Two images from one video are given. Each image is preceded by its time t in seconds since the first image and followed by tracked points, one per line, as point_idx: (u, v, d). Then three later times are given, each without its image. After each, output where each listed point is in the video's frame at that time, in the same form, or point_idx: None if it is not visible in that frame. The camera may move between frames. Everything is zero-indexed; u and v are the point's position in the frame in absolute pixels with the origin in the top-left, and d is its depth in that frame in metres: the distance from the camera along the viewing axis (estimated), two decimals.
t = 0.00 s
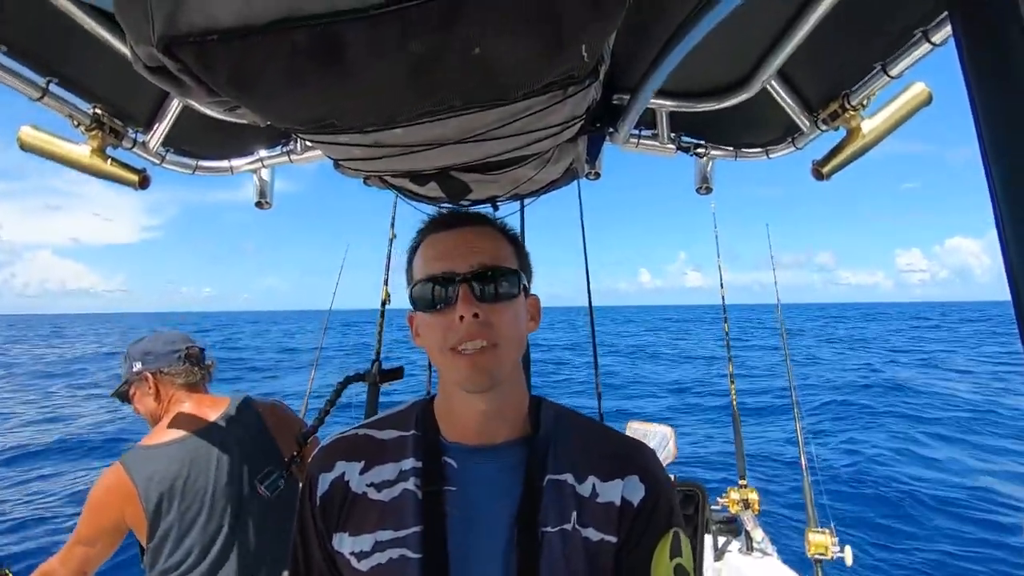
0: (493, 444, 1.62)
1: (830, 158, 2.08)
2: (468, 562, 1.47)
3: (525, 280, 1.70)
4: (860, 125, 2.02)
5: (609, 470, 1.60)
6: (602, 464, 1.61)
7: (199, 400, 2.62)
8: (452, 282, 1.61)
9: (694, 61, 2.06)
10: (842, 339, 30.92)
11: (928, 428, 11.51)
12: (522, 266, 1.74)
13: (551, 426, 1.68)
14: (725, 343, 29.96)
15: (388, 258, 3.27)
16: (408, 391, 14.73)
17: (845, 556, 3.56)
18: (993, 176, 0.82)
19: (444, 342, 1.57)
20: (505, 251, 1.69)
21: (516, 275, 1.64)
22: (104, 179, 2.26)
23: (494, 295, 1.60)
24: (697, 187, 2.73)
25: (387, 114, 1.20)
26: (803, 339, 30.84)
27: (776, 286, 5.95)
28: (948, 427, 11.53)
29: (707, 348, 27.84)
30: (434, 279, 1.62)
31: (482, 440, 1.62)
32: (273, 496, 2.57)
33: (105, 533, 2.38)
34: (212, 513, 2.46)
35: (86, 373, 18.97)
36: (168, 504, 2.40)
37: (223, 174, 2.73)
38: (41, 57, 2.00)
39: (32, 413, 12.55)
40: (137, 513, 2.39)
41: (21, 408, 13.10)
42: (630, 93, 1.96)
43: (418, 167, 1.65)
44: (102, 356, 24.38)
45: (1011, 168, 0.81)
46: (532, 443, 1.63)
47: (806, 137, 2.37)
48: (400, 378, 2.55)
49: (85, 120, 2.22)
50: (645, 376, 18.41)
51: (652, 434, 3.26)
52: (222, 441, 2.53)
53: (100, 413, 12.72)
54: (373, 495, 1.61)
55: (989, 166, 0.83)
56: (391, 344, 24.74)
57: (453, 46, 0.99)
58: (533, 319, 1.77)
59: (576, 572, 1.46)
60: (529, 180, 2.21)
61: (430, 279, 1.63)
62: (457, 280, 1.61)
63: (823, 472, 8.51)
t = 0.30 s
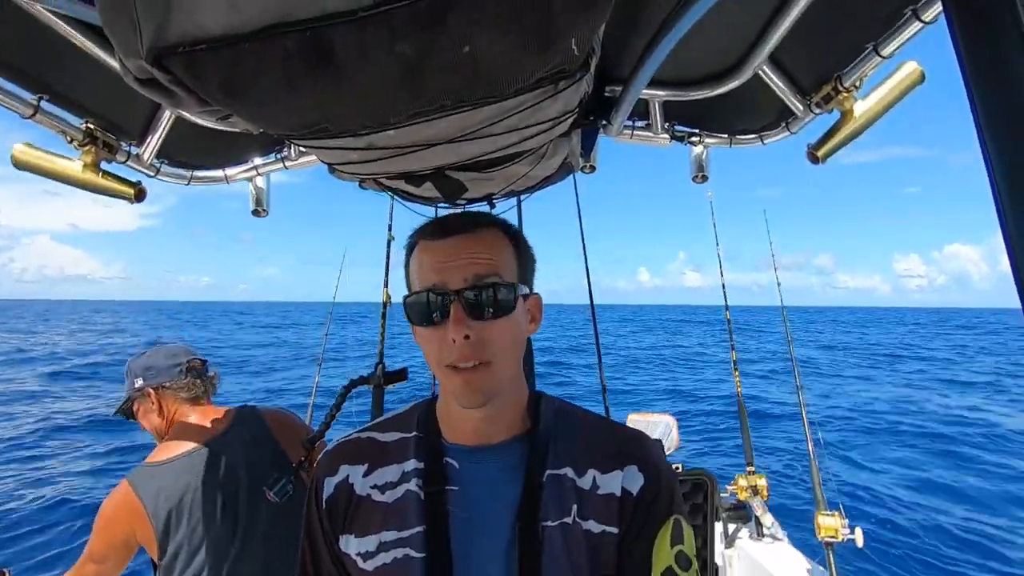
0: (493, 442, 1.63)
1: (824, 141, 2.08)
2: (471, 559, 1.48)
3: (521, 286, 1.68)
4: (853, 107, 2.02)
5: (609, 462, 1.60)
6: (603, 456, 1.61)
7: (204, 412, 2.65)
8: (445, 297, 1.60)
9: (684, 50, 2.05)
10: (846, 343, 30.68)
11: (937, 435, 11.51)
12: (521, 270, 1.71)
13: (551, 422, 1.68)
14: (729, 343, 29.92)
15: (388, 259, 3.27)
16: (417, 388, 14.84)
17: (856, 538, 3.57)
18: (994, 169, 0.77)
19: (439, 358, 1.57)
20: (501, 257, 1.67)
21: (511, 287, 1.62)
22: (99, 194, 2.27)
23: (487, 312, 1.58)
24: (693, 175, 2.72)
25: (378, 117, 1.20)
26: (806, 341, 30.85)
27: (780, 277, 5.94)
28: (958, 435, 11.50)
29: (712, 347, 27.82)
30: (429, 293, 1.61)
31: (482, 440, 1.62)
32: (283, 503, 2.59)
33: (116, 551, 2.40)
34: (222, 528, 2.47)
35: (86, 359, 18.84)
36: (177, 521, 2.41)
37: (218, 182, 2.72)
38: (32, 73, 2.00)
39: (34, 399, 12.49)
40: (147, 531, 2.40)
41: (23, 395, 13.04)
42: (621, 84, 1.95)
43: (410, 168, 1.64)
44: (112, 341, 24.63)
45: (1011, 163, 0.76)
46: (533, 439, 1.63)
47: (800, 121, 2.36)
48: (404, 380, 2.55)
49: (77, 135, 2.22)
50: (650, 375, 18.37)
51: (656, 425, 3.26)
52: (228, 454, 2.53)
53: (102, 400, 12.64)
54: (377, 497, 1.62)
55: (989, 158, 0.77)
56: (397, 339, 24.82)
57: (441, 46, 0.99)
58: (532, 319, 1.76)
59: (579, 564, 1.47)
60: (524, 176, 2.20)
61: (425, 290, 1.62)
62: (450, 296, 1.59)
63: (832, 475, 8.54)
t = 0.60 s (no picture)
0: (488, 438, 1.63)
1: (828, 137, 2.07)
2: (468, 555, 1.48)
3: (506, 276, 1.69)
4: (856, 105, 2.01)
5: (605, 457, 1.60)
6: (599, 453, 1.61)
7: (202, 407, 2.65)
8: (433, 293, 1.60)
9: (688, 44, 2.04)
10: (848, 352, 30.58)
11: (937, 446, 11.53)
12: (504, 260, 1.71)
13: (546, 417, 1.68)
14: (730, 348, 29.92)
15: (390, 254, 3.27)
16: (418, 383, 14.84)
17: (855, 534, 3.57)
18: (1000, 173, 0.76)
19: (429, 355, 1.58)
20: (488, 249, 1.68)
21: (496, 277, 1.62)
22: (102, 188, 2.26)
23: (474, 304, 1.59)
24: (694, 171, 2.72)
25: (379, 112, 1.20)
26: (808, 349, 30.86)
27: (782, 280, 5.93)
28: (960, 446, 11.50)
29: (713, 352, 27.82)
30: (415, 290, 1.61)
31: (477, 436, 1.63)
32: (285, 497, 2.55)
33: (116, 546, 2.41)
34: (222, 524, 2.48)
35: (87, 347, 18.87)
36: (177, 516, 2.42)
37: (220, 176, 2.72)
38: (34, 66, 2.00)
39: (36, 387, 12.52)
40: (146, 526, 2.41)
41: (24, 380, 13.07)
42: (624, 79, 1.95)
43: (409, 163, 1.64)
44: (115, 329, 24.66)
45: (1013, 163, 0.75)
46: (529, 435, 1.63)
47: (804, 118, 2.35)
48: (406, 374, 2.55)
49: (80, 128, 2.22)
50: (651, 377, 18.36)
51: (654, 421, 3.26)
52: (227, 450, 2.55)
53: (104, 390, 12.67)
54: (372, 494, 1.63)
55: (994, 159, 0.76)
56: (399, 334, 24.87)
57: (443, 41, 0.99)
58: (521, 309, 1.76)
59: (574, 559, 1.47)
60: (526, 171, 2.20)
61: (411, 287, 1.63)
62: (435, 291, 1.60)
63: (833, 483, 8.56)
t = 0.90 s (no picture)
0: (480, 433, 1.64)
1: (836, 150, 2.07)
2: (456, 552, 1.48)
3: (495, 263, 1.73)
4: (868, 118, 2.01)
5: (592, 458, 1.60)
6: (588, 453, 1.61)
7: (199, 387, 2.66)
8: (428, 274, 1.63)
9: (702, 49, 2.03)
10: (847, 361, 30.61)
11: (933, 456, 11.54)
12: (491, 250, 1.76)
13: (538, 414, 1.68)
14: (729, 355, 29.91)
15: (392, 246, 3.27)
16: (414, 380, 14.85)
17: (844, 547, 3.59)
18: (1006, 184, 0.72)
19: (426, 334, 1.58)
20: (476, 237, 1.72)
21: (487, 261, 1.66)
22: (109, 165, 2.27)
23: (469, 283, 1.62)
24: (702, 178, 2.72)
25: (390, 103, 1.20)
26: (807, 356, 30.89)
27: (782, 284, 5.96)
28: (953, 458, 11.53)
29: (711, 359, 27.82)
30: (406, 274, 1.63)
31: (469, 430, 1.63)
32: (278, 482, 2.64)
33: (108, 520, 2.41)
34: (214, 502, 2.50)
35: (85, 339, 18.88)
36: (170, 493, 2.42)
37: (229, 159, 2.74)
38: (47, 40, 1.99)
39: (35, 379, 12.55)
40: (139, 501, 2.42)
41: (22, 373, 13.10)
42: (636, 81, 1.94)
43: (414, 155, 1.64)
44: (111, 322, 24.59)
45: None
46: (520, 431, 1.63)
47: (814, 129, 2.35)
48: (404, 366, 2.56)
49: (89, 105, 2.22)
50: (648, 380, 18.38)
51: (646, 424, 3.27)
52: (223, 430, 2.56)
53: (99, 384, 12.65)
54: (361, 489, 1.63)
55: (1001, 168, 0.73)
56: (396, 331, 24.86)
57: (456, 35, 0.99)
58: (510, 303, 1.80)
59: (559, 560, 1.47)
60: (533, 169, 2.20)
61: (401, 274, 1.65)
62: (429, 273, 1.62)
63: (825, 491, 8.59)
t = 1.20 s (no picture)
0: (474, 435, 1.64)
1: (844, 169, 2.07)
2: (447, 551, 1.49)
3: (492, 264, 1.67)
4: (878, 139, 2.01)
5: (591, 469, 1.60)
6: (587, 463, 1.62)
7: (191, 367, 2.65)
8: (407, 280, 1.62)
9: (716, 61, 2.03)
10: (847, 361, 30.60)
11: (922, 454, 11.64)
12: (494, 249, 1.70)
13: (538, 418, 1.68)
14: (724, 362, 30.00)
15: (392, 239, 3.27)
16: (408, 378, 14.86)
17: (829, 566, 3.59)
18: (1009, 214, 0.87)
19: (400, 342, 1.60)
20: (475, 238, 1.68)
21: (475, 268, 1.61)
22: (117, 140, 2.28)
23: (445, 292, 1.58)
24: (709, 189, 2.71)
25: (401, 95, 1.20)
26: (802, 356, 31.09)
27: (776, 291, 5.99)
28: (948, 455, 11.53)
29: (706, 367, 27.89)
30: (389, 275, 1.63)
31: (464, 432, 1.63)
32: (267, 467, 2.66)
33: (90, 493, 2.40)
34: (198, 482, 2.49)
35: (77, 343, 18.78)
36: (155, 470, 2.43)
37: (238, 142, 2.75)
38: (63, 11, 1.99)
39: (25, 381, 12.48)
40: (123, 476, 2.42)
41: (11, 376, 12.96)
42: (649, 88, 1.94)
43: (426, 149, 1.64)
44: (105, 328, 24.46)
45: None
46: (519, 434, 1.63)
47: (823, 146, 2.35)
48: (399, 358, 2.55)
49: (100, 78, 2.21)
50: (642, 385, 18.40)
51: (635, 430, 3.27)
52: (213, 410, 2.56)
53: (89, 387, 12.59)
54: (356, 480, 1.63)
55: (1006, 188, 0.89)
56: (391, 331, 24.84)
57: (471, 31, 0.99)
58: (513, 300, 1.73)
59: (551, 570, 1.47)
60: (540, 170, 2.19)
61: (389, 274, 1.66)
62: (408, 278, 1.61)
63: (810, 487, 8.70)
